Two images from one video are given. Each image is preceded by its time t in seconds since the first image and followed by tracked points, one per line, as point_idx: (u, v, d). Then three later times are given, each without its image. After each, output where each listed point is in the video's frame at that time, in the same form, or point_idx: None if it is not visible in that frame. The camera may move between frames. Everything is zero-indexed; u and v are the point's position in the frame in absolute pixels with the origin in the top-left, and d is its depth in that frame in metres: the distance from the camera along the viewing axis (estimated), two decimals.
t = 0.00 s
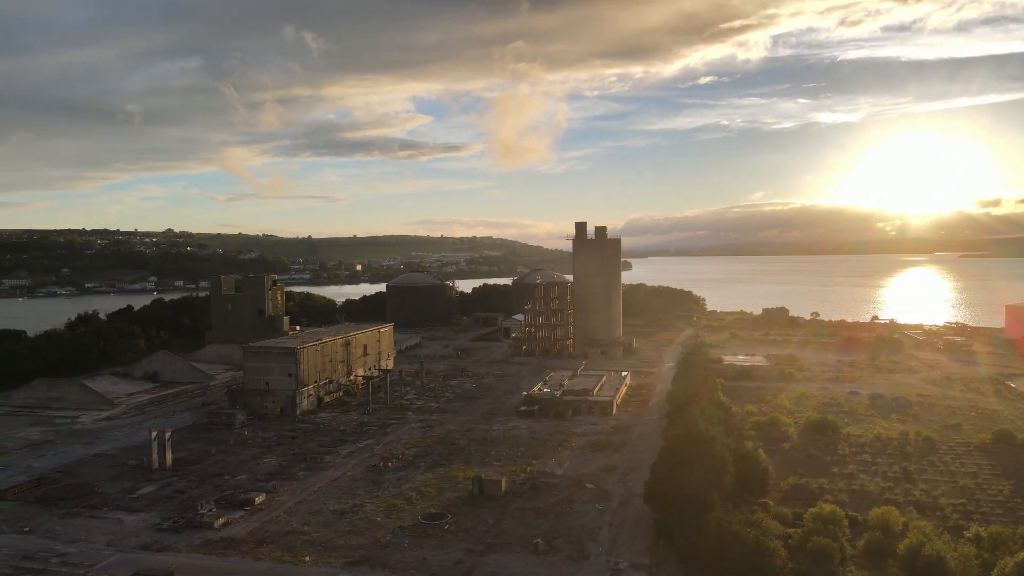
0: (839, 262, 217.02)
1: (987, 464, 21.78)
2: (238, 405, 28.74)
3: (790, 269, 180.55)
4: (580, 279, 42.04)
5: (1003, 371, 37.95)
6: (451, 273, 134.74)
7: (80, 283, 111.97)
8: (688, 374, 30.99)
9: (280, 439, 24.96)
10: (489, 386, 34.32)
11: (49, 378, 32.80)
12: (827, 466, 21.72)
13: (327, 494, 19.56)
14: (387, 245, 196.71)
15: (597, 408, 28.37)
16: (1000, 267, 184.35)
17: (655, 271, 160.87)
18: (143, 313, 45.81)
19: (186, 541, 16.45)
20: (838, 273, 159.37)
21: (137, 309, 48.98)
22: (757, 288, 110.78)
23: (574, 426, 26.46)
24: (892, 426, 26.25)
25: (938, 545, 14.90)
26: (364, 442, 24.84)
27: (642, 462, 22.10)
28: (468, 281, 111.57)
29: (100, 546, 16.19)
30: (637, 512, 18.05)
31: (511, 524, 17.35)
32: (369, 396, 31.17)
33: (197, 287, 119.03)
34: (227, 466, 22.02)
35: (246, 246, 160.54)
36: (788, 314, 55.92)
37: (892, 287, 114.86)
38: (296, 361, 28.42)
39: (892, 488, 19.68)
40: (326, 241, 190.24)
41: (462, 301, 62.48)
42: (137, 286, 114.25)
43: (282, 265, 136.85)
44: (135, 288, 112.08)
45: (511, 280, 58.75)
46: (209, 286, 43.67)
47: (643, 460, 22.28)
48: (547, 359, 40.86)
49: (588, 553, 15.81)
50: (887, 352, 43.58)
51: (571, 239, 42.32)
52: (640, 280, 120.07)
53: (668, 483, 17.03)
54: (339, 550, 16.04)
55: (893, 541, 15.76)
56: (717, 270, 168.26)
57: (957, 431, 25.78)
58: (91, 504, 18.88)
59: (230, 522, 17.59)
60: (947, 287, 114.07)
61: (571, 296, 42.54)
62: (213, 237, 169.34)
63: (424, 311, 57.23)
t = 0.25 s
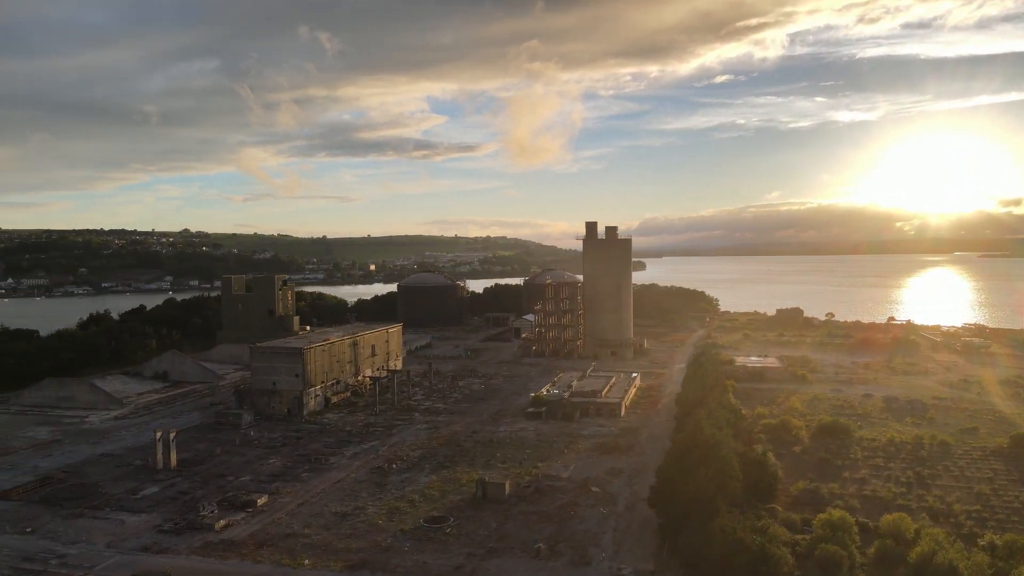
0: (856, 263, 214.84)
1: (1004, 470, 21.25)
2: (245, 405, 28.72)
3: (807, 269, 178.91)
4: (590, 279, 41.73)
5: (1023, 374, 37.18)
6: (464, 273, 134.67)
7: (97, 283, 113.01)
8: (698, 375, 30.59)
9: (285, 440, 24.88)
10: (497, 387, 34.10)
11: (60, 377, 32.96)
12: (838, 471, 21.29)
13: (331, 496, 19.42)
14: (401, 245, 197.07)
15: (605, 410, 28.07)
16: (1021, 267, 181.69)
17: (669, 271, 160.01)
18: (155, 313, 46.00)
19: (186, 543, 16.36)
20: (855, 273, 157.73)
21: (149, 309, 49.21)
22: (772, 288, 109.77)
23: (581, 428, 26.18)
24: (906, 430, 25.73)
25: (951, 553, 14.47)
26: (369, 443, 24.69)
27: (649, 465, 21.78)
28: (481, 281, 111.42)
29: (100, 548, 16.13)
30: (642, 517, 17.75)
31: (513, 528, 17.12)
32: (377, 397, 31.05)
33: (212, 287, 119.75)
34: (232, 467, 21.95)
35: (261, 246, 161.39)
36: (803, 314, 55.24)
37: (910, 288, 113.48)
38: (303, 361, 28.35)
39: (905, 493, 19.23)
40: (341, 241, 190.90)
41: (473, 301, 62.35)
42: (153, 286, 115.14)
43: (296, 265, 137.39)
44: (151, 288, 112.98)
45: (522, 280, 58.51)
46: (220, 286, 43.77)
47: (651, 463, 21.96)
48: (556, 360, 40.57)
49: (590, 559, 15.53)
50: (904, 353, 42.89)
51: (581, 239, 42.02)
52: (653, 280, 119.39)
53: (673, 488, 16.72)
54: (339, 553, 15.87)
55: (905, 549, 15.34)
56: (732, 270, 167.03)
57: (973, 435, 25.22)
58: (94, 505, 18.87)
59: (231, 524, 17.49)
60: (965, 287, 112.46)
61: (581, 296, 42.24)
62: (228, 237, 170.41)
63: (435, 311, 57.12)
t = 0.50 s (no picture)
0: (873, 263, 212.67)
1: (1021, 475, 20.74)
2: (252, 405, 28.69)
3: (823, 269, 177.26)
4: (600, 279, 41.40)
5: None
6: (477, 273, 134.53)
7: (113, 283, 113.92)
8: (709, 376, 30.18)
9: (291, 440, 24.79)
10: (506, 387, 33.89)
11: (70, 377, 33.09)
12: (850, 476, 20.86)
13: (334, 497, 19.29)
14: (415, 245, 197.33)
15: (613, 412, 27.76)
16: None
17: (683, 271, 159.05)
18: (167, 312, 46.16)
19: (186, 545, 16.26)
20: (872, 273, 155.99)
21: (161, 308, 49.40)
22: (788, 288, 108.76)
23: (589, 430, 25.89)
24: (920, 433, 25.23)
25: (964, 562, 14.06)
26: (375, 444, 24.54)
27: (656, 469, 21.46)
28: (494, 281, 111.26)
29: (100, 549, 16.07)
30: (647, 522, 17.44)
31: (516, 532, 16.88)
32: (384, 397, 30.92)
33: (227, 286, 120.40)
34: (236, 468, 21.88)
35: (276, 246, 162.13)
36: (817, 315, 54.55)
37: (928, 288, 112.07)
38: (310, 361, 28.27)
39: (918, 499, 18.79)
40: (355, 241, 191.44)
41: (484, 301, 62.19)
42: (168, 285, 115.93)
43: (310, 265, 137.91)
44: (166, 288, 113.77)
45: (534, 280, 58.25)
46: (231, 286, 43.83)
47: (658, 467, 21.64)
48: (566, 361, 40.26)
49: (593, 564, 15.26)
50: (920, 355, 42.20)
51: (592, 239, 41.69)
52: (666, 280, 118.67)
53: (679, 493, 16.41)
54: (339, 557, 15.70)
55: (917, 557, 14.94)
56: (747, 270, 165.77)
57: (990, 439, 24.68)
58: (97, 505, 18.87)
59: (232, 525, 17.39)
60: (984, 288, 110.93)
61: (591, 296, 41.90)
62: (243, 237, 171.35)
63: (446, 311, 56.97)
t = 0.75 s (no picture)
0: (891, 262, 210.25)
1: None
2: (259, 406, 28.64)
3: (840, 269, 175.41)
4: (611, 279, 41.04)
5: None
6: (490, 272, 134.34)
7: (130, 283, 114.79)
8: (719, 378, 29.74)
9: (296, 441, 24.68)
10: (514, 388, 33.62)
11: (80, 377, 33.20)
12: (862, 481, 20.38)
13: (336, 500, 19.12)
14: (429, 245, 197.48)
15: (622, 413, 27.43)
16: None
17: (698, 271, 157.99)
18: (178, 312, 46.30)
19: (184, 548, 16.16)
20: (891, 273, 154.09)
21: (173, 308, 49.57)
22: (804, 288, 107.61)
23: (596, 432, 25.58)
24: (936, 437, 24.66)
25: (977, 571, 13.62)
26: (380, 446, 24.36)
27: (663, 472, 21.11)
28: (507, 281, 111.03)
29: (99, 551, 15.99)
30: (652, 527, 17.12)
31: (517, 537, 16.61)
32: (391, 398, 30.76)
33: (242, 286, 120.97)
34: (240, 469, 21.79)
35: (291, 246, 162.80)
36: (833, 316, 53.79)
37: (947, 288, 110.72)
38: (316, 362, 28.16)
39: (931, 505, 18.32)
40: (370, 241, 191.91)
41: (495, 301, 61.98)
42: (184, 285, 116.68)
43: (325, 265, 138.34)
44: (181, 288, 114.52)
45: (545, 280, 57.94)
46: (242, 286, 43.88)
47: (665, 470, 21.29)
48: (576, 361, 39.92)
49: (594, 571, 14.98)
50: (937, 357, 41.42)
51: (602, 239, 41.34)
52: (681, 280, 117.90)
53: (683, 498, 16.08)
54: (337, 561, 15.52)
55: (929, 566, 14.50)
56: (763, 270, 164.36)
57: (1007, 443, 24.09)
58: (100, 506, 18.84)
59: (232, 528, 17.26)
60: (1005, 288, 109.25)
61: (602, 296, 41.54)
62: (259, 237, 172.21)
63: (457, 311, 56.78)
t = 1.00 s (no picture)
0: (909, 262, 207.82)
1: None
2: (265, 406, 28.57)
3: (857, 269, 173.55)
4: (621, 279, 40.67)
5: None
6: (504, 272, 134.08)
7: (146, 283, 115.63)
8: (730, 379, 29.29)
9: (301, 443, 24.56)
10: (522, 389, 33.37)
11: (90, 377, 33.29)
12: (874, 487, 19.91)
13: (338, 503, 18.95)
14: (444, 245, 197.57)
15: (630, 416, 27.10)
16: None
17: (713, 270, 156.90)
18: (189, 312, 46.47)
19: (182, 550, 16.03)
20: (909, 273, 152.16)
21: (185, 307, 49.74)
22: (820, 289, 106.46)
23: (602, 434, 25.27)
24: (951, 442, 24.11)
25: None
26: (384, 447, 24.17)
27: (669, 476, 20.76)
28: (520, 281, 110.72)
29: (97, 553, 15.91)
30: (656, 533, 16.79)
31: (518, 542, 16.35)
32: (398, 399, 30.61)
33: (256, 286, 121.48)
34: (243, 470, 21.68)
35: (305, 246, 163.42)
36: (848, 317, 53.03)
37: (967, 288, 109.14)
38: (322, 362, 28.06)
39: (945, 512, 17.83)
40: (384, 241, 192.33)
41: (506, 301, 61.75)
42: (199, 285, 117.36)
43: (339, 265, 138.74)
44: (197, 288, 115.26)
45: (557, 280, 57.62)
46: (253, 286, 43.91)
47: (671, 474, 20.94)
48: (585, 362, 39.61)
49: None
50: (955, 358, 40.64)
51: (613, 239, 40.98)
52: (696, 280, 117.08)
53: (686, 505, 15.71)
54: (335, 565, 15.33)
55: None
56: (779, 270, 162.89)
57: None
58: (102, 507, 18.80)
59: (232, 530, 17.13)
60: None
61: (612, 296, 41.18)
62: (274, 237, 173.03)
63: (468, 312, 56.59)
